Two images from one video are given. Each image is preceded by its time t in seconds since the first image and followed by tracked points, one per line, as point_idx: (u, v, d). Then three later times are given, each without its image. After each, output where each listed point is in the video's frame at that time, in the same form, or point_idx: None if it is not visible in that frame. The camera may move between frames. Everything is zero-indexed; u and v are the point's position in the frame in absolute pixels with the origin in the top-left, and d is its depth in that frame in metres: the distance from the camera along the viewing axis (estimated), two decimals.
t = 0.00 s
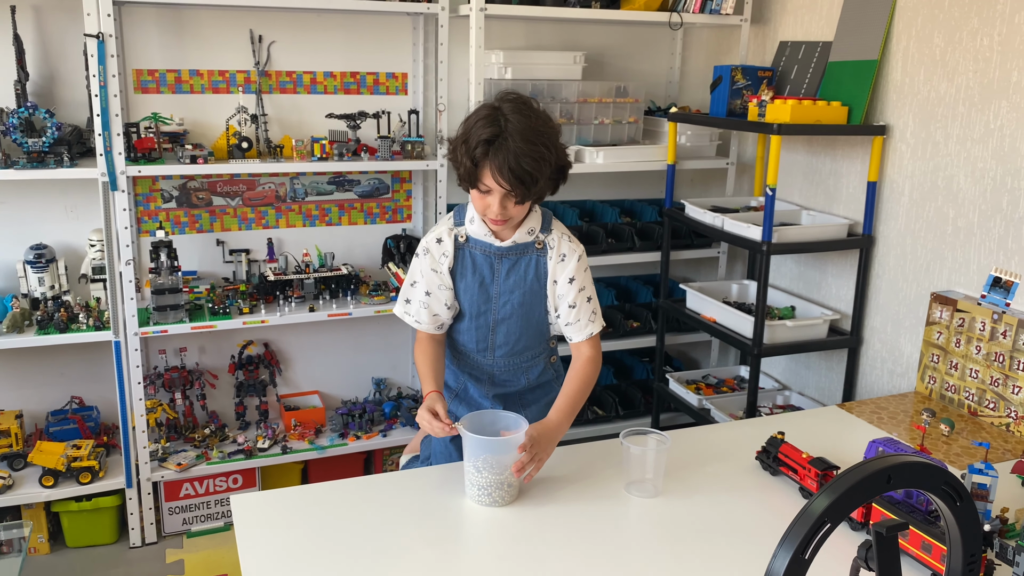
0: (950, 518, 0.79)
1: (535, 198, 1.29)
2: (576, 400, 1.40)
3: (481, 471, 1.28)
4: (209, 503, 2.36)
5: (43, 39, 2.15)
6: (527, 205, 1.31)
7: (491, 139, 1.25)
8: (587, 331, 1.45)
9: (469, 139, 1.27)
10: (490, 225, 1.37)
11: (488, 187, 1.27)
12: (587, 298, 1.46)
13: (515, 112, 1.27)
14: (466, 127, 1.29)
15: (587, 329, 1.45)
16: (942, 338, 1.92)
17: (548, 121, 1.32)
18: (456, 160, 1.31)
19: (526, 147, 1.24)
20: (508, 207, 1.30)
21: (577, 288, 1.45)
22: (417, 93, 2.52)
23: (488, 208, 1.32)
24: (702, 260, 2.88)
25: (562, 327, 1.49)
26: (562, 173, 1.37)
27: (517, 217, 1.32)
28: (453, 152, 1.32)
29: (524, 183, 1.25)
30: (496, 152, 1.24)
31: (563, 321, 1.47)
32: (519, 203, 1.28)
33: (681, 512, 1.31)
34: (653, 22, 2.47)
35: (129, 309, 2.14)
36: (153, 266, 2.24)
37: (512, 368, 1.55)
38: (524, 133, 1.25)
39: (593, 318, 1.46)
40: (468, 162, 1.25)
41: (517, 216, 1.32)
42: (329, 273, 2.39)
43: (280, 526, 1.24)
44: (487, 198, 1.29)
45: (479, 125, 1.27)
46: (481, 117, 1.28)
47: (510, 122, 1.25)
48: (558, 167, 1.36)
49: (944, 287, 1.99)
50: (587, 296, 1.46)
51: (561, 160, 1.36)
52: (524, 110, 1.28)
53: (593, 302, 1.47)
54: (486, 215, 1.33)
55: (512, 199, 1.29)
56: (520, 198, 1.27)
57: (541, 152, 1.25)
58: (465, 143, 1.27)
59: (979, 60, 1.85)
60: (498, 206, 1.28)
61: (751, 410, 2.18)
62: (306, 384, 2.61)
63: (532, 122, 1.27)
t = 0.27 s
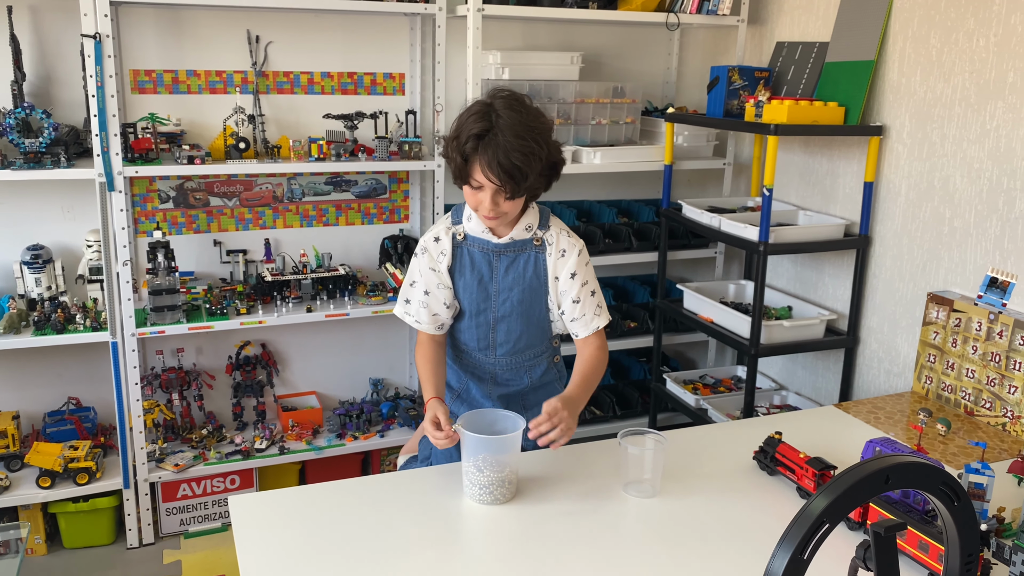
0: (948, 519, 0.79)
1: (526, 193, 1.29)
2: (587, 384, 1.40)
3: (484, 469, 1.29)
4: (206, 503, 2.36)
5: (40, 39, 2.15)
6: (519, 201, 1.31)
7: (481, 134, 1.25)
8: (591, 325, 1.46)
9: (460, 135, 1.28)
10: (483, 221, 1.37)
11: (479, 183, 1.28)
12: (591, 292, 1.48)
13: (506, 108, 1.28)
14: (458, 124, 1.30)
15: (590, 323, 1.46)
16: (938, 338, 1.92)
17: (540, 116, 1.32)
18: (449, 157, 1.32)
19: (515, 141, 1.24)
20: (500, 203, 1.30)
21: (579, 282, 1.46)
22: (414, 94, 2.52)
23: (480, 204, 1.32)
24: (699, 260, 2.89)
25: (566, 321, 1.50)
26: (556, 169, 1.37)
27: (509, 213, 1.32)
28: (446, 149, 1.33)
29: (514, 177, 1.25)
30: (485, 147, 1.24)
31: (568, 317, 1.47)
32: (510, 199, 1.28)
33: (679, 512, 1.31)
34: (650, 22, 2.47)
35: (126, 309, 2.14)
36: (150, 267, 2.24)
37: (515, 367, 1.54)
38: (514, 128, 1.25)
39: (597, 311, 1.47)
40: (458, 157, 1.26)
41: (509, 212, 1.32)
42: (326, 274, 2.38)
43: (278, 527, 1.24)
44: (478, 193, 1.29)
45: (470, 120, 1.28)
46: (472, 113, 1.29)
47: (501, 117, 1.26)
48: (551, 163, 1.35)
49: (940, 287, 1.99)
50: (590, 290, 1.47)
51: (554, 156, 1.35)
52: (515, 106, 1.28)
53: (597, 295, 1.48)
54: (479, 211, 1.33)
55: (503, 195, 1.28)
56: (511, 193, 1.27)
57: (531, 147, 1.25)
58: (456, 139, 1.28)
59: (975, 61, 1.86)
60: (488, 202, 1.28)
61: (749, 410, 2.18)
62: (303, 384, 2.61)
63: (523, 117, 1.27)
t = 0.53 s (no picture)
0: (944, 524, 0.79)
1: (511, 193, 1.29)
2: (544, 392, 1.35)
3: (482, 472, 1.28)
4: (204, 505, 2.36)
5: (37, 41, 2.14)
6: (506, 201, 1.31)
7: (464, 136, 1.26)
8: (565, 324, 1.42)
9: (445, 137, 1.28)
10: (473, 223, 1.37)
11: (465, 184, 1.28)
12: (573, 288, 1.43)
13: (490, 109, 1.28)
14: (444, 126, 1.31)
15: (567, 322, 1.42)
16: (935, 340, 1.92)
17: (526, 116, 1.32)
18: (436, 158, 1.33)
19: (498, 142, 1.24)
20: (486, 204, 1.30)
21: (563, 279, 1.43)
22: (412, 95, 2.52)
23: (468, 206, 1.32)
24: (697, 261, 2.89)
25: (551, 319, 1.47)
26: (545, 169, 1.37)
27: (496, 214, 1.32)
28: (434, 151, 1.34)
29: (497, 179, 1.25)
30: (469, 148, 1.25)
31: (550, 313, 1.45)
32: (495, 200, 1.29)
33: (676, 515, 1.31)
34: (647, 24, 2.47)
35: (123, 312, 2.14)
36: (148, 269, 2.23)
37: (517, 368, 1.55)
38: (497, 129, 1.25)
39: (575, 311, 1.42)
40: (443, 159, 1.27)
41: (496, 214, 1.32)
42: (324, 276, 2.38)
43: (275, 531, 1.24)
44: (464, 195, 1.30)
45: (456, 122, 1.29)
46: (458, 115, 1.29)
47: (484, 118, 1.26)
48: (540, 163, 1.35)
49: (937, 289, 1.99)
50: (573, 287, 1.43)
51: (544, 155, 1.35)
52: (499, 107, 1.29)
53: (580, 294, 1.43)
54: (467, 213, 1.34)
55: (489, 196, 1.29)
56: (496, 194, 1.27)
57: (514, 148, 1.25)
58: (441, 141, 1.29)
59: (972, 63, 1.86)
60: (474, 203, 1.29)
61: (746, 411, 2.18)
62: (301, 386, 2.61)
63: (507, 118, 1.28)
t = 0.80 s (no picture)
0: (944, 523, 0.79)
1: (514, 181, 1.29)
2: (539, 388, 1.35)
3: (484, 470, 1.28)
4: (204, 505, 2.36)
5: (35, 40, 2.14)
6: (509, 190, 1.31)
7: (467, 122, 1.27)
8: (567, 319, 1.41)
9: (449, 124, 1.29)
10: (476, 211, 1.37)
11: (467, 171, 1.28)
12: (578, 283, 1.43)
13: (494, 96, 1.28)
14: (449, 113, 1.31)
15: (570, 317, 1.41)
16: (936, 339, 1.92)
17: (531, 104, 1.32)
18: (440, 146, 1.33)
19: (500, 130, 1.24)
20: (489, 192, 1.30)
21: (567, 272, 1.43)
22: (411, 95, 2.51)
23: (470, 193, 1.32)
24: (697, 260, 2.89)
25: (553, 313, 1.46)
26: (550, 157, 1.36)
27: (499, 202, 1.32)
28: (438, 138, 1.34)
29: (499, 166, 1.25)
30: (471, 136, 1.25)
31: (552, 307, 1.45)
32: (497, 188, 1.28)
33: (677, 515, 1.31)
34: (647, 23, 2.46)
35: (122, 311, 2.14)
36: (147, 269, 2.23)
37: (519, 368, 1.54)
38: (499, 116, 1.25)
39: (578, 306, 1.42)
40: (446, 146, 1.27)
41: (499, 201, 1.32)
42: (323, 275, 2.38)
43: (274, 530, 1.24)
44: (467, 183, 1.30)
45: (460, 109, 1.29)
46: (462, 103, 1.30)
47: (487, 106, 1.26)
48: (544, 150, 1.35)
49: (938, 288, 1.99)
50: (576, 281, 1.43)
51: (547, 143, 1.34)
52: (504, 95, 1.29)
53: (583, 289, 1.43)
54: (470, 201, 1.34)
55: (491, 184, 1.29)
56: (498, 182, 1.27)
57: (516, 136, 1.25)
58: (445, 129, 1.29)
59: (972, 62, 1.86)
60: (476, 190, 1.29)
61: (746, 411, 2.18)
62: (301, 386, 2.60)
63: (511, 106, 1.28)
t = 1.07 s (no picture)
0: (945, 527, 0.79)
1: (528, 179, 1.29)
2: (540, 393, 1.34)
3: (487, 472, 1.29)
4: (205, 506, 2.36)
5: (37, 41, 2.14)
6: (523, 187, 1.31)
7: (484, 118, 1.27)
8: (571, 321, 1.40)
9: (466, 120, 1.29)
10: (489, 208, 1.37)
11: (482, 168, 1.28)
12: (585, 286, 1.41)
13: (512, 93, 1.28)
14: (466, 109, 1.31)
15: (573, 319, 1.40)
16: (937, 340, 1.92)
17: (548, 102, 1.31)
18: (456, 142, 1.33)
19: (517, 127, 1.24)
20: (503, 189, 1.30)
21: (574, 274, 1.42)
22: (412, 96, 2.51)
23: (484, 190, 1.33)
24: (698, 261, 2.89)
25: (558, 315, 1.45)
26: (565, 156, 1.36)
27: (513, 199, 1.32)
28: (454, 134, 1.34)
29: (515, 163, 1.25)
30: (487, 132, 1.25)
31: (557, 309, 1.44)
32: (511, 185, 1.28)
33: (678, 516, 1.30)
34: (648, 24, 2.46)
35: (123, 312, 2.14)
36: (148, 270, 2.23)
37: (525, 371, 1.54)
38: (517, 114, 1.25)
39: (584, 309, 1.40)
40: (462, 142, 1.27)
41: (512, 198, 1.33)
42: (324, 276, 2.38)
43: (275, 532, 1.24)
44: (481, 179, 1.30)
45: (477, 106, 1.29)
46: (480, 99, 1.30)
47: (505, 103, 1.26)
48: (561, 149, 1.35)
49: (940, 290, 1.99)
50: (584, 284, 1.41)
51: (564, 141, 1.34)
52: (522, 92, 1.28)
53: (590, 292, 1.41)
54: (484, 197, 1.34)
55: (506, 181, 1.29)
56: (512, 180, 1.27)
57: (532, 133, 1.25)
58: (462, 124, 1.29)
59: (974, 63, 1.85)
60: (491, 187, 1.29)
61: (747, 412, 2.18)
62: (302, 387, 2.60)
63: (528, 103, 1.27)
